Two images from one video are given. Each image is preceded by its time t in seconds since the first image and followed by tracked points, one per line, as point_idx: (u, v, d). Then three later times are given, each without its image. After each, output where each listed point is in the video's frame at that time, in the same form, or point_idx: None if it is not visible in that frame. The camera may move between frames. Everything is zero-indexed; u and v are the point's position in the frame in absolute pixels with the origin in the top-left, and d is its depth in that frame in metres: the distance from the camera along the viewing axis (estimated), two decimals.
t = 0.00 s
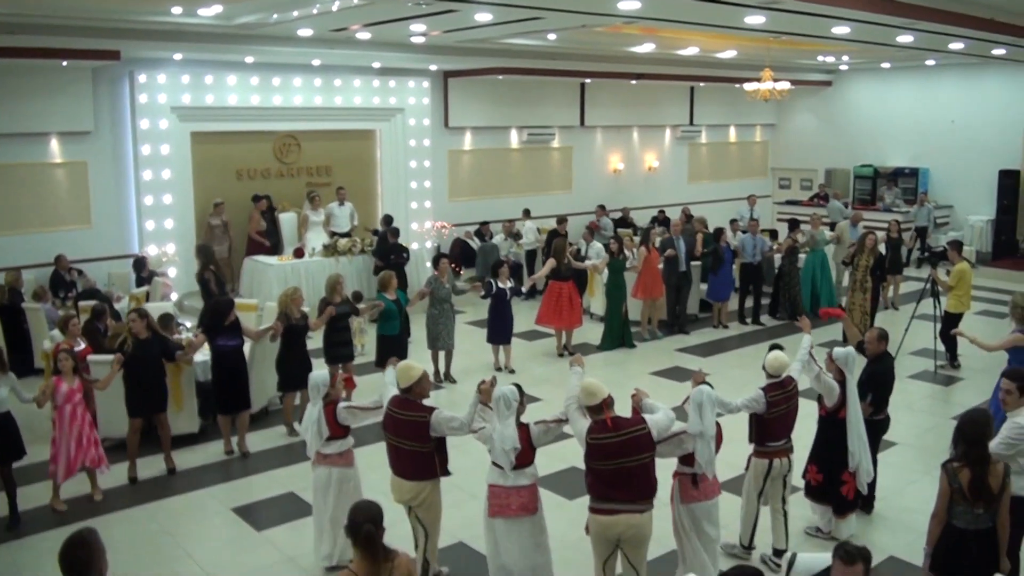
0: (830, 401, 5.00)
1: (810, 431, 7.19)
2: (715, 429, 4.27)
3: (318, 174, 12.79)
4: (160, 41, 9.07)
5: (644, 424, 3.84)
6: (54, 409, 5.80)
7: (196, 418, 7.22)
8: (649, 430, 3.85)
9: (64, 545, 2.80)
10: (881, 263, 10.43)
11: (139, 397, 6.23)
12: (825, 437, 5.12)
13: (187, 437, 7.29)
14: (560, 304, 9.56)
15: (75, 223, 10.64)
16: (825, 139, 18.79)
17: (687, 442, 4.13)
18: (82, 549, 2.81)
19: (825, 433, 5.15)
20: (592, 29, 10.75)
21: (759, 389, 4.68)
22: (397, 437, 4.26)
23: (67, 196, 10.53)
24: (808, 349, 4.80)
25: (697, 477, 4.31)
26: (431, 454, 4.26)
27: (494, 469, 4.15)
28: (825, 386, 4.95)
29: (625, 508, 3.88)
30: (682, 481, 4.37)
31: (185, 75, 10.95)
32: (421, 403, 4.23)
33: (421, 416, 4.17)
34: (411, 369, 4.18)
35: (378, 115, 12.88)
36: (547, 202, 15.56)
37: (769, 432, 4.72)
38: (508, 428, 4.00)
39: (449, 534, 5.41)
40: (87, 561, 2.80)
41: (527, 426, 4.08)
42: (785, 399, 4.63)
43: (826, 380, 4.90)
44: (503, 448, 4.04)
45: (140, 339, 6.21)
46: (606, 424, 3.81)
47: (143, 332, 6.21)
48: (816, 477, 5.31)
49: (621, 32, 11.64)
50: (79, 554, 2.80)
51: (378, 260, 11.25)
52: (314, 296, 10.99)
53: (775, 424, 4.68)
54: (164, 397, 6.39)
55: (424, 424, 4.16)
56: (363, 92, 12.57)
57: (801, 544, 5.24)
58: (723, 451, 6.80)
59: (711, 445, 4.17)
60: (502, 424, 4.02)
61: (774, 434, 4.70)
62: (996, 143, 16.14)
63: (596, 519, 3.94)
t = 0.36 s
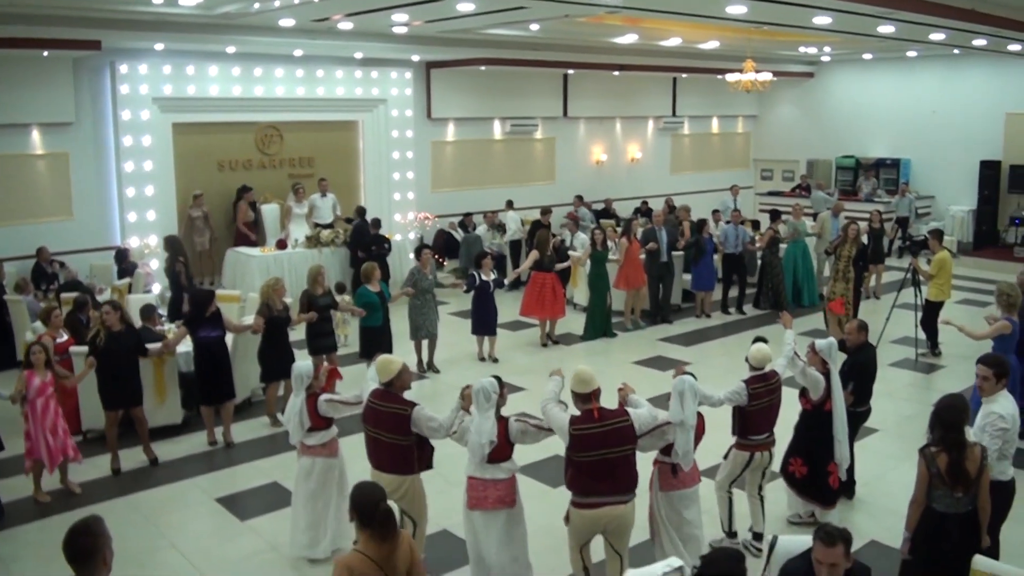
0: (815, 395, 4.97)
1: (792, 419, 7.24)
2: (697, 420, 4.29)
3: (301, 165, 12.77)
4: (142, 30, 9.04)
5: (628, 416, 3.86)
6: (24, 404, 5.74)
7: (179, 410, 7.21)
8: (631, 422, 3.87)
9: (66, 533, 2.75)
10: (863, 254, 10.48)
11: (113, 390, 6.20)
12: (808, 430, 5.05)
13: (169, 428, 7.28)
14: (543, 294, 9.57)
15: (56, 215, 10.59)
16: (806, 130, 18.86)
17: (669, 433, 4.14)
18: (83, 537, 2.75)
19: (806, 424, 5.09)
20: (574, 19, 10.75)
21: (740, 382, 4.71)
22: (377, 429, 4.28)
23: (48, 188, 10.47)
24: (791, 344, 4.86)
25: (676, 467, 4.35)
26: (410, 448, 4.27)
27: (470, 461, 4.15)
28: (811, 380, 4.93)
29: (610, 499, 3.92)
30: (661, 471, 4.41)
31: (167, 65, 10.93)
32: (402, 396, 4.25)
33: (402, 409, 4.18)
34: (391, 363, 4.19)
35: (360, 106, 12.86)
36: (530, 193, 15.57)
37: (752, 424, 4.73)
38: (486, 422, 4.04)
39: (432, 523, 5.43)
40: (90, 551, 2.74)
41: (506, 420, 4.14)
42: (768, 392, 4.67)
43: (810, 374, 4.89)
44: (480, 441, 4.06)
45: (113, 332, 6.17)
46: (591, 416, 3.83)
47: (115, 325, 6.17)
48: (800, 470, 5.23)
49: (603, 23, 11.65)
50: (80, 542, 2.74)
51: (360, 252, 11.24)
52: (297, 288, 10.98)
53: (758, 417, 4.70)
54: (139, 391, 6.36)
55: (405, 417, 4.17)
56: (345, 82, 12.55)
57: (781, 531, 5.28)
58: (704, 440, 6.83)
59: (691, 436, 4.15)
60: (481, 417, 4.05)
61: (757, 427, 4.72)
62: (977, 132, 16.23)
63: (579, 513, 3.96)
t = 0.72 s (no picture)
0: (796, 378, 4.99)
1: (774, 406, 7.29)
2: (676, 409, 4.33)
3: (284, 155, 12.74)
4: (123, 19, 9.03)
5: (608, 406, 3.91)
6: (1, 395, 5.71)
7: (163, 401, 7.20)
8: (610, 411, 3.91)
9: (67, 516, 2.68)
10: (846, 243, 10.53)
11: (93, 382, 6.19)
12: (787, 415, 5.05)
13: (155, 419, 7.28)
14: (528, 283, 9.59)
15: (38, 207, 10.54)
16: (790, 120, 18.90)
17: (647, 421, 4.17)
18: (82, 520, 2.69)
19: (788, 409, 5.08)
20: (557, 8, 10.74)
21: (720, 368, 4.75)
22: (354, 420, 4.28)
23: (30, 179, 10.43)
24: (773, 329, 4.90)
25: (655, 455, 4.38)
26: (388, 437, 4.27)
27: (444, 448, 4.16)
28: (791, 363, 4.95)
29: (587, 486, 3.93)
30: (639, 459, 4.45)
31: (148, 56, 10.88)
32: (379, 385, 4.26)
33: (379, 399, 4.19)
34: (367, 353, 4.17)
35: (343, 96, 12.84)
36: (514, 183, 15.59)
37: (731, 410, 4.78)
38: (461, 408, 4.06)
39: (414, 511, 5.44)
40: (91, 536, 2.67)
41: (480, 406, 4.15)
42: (745, 379, 4.73)
43: (791, 358, 4.89)
44: (454, 429, 4.09)
45: (90, 324, 6.15)
46: (573, 403, 3.85)
47: (94, 316, 6.15)
48: (781, 454, 5.20)
49: (586, 12, 11.64)
50: (79, 526, 2.68)
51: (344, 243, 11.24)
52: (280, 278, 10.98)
53: (736, 404, 4.75)
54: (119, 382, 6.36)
55: (383, 406, 4.19)
56: (328, 72, 12.52)
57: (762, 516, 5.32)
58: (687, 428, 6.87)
59: (670, 425, 4.17)
60: (454, 404, 4.06)
61: (736, 412, 4.77)
62: (959, 122, 16.30)
63: (556, 500, 3.96)
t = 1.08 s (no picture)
0: (774, 365, 4.98)
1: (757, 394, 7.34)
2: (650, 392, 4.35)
3: (269, 147, 12.72)
4: (107, 9, 9.00)
5: (582, 392, 3.92)
6: None
7: (148, 392, 7.19)
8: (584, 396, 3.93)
9: (64, 496, 2.69)
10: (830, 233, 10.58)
11: (76, 373, 6.18)
12: (768, 402, 5.03)
13: (141, 411, 7.27)
14: (516, 273, 9.60)
15: (23, 199, 10.51)
16: (774, 112, 18.96)
17: (619, 400, 4.19)
18: (79, 501, 2.70)
19: (766, 398, 5.06)
20: None
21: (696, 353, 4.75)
22: (326, 402, 4.32)
23: (14, 171, 10.39)
24: (753, 315, 4.93)
25: (626, 435, 4.36)
26: (359, 417, 4.31)
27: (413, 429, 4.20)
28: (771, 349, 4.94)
29: (556, 469, 3.96)
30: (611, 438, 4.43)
31: (132, 46, 10.81)
32: (349, 367, 4.30)
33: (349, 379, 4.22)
34: (336, 333, 4.25)
35: (328, 87, 12.82)
36: (500, 175, 15.61)
37: (706, 394, 4.79)
38: (427, 393, 4.05)
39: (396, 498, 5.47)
40: (88, 517, 2.69)
41: (444, 389, 4.14)
42: (721, 365, 4.72)
43: (771, 344, 4.89)
44: (422, 412, 4.08)
45: (74, 314, 6.15)
46: (549, 388, 3.87)
47: (76, 306, 6.15)
48: (759, 444, 5.11)
49: (571, 3, 11.64)
50: (77, 506, 2.69)
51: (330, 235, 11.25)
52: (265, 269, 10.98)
53: (711, 388, 4.76)
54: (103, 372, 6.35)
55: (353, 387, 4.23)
56: (312, 63, 12.51)
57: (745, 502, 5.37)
58: (671, 417, 6.91)
59: (644, 406, 4.21)
60: (421, 388, 4.06)
61: (710, 397, 4.78)
62: (943, 113, 16.37)
63: (525, 482, 4.00)
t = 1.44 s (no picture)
0: (757, 364, 4.99)
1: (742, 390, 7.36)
2: (624, 389, 4.34)
3: (254, 144, 12.70)
4: (92, 6, 8.96)
5: (558, 392, 3.93)
6: None
7: (134, 389, 7.18)
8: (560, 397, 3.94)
9: (55, 493, 2.69)
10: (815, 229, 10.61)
11: (61, 371, 6.17)
12: (747, 402, 5.03)
13: (126, 408, 7.26)
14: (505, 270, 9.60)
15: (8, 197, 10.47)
16: (759, 109, 19.01)
17: (591, 395, 4.22)
18: (70, 498, 2.70)
19: (748, 397, 5.06)
20: None
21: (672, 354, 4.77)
22: (297, 400, 4.32)
23: None
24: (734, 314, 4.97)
25: (598, 430, 4.37)
26: (331, 417, 4.30)
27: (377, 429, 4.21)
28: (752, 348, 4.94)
29: (529, 467, 3.97)
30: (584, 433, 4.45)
31: (117, 42, 10.76)
32: (321, 364, 4.30)
33: (321, 377, 4.23)
34: (310, 331, 4.26)
35: (314, 84, 12.80)
36: (486, 172, 15.62)
37: (684, 394, 4.81)
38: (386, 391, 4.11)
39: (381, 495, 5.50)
40: (77, 514, 2.68)
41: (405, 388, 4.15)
42: (697, 363, 4.74)
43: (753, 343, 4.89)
44: (380, 411, 4.14)
45: (59, 311, 6.13)
46: (524, 387, 3.89)
47: (61, 304, 6.13)
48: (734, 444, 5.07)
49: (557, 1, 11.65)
50: (67, 503, 2.69)
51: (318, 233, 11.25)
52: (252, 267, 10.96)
53: (687, 387, 4.78)
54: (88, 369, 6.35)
55: (324, 385, 4.23)
56: (298, 60, 12.49)
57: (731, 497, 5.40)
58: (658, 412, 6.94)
59: (616, 400, 4.23)
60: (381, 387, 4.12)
61: (688, 397, 4.80)
62: (928, 110, 16.44)
63: (495, 479, 4.02)
